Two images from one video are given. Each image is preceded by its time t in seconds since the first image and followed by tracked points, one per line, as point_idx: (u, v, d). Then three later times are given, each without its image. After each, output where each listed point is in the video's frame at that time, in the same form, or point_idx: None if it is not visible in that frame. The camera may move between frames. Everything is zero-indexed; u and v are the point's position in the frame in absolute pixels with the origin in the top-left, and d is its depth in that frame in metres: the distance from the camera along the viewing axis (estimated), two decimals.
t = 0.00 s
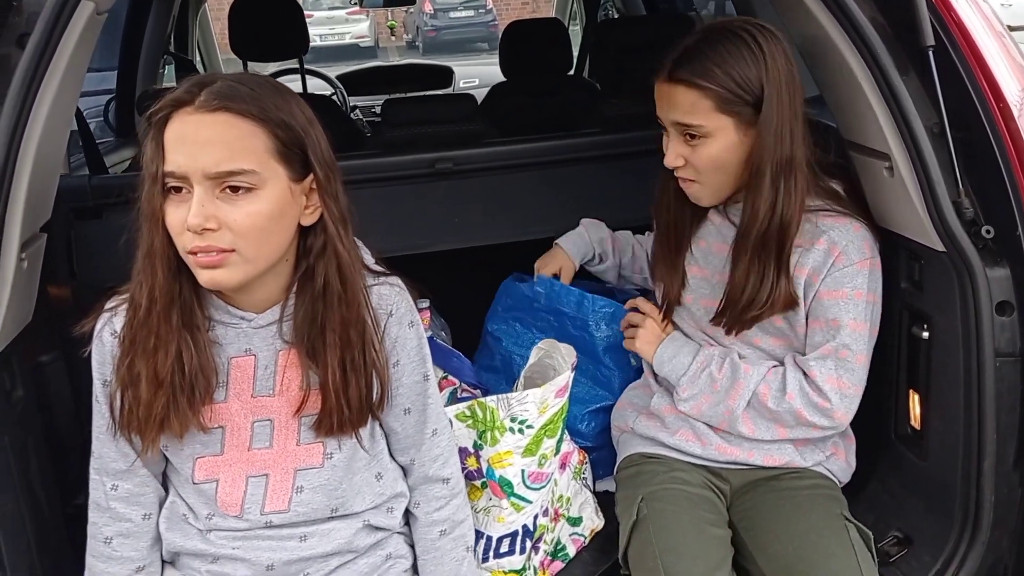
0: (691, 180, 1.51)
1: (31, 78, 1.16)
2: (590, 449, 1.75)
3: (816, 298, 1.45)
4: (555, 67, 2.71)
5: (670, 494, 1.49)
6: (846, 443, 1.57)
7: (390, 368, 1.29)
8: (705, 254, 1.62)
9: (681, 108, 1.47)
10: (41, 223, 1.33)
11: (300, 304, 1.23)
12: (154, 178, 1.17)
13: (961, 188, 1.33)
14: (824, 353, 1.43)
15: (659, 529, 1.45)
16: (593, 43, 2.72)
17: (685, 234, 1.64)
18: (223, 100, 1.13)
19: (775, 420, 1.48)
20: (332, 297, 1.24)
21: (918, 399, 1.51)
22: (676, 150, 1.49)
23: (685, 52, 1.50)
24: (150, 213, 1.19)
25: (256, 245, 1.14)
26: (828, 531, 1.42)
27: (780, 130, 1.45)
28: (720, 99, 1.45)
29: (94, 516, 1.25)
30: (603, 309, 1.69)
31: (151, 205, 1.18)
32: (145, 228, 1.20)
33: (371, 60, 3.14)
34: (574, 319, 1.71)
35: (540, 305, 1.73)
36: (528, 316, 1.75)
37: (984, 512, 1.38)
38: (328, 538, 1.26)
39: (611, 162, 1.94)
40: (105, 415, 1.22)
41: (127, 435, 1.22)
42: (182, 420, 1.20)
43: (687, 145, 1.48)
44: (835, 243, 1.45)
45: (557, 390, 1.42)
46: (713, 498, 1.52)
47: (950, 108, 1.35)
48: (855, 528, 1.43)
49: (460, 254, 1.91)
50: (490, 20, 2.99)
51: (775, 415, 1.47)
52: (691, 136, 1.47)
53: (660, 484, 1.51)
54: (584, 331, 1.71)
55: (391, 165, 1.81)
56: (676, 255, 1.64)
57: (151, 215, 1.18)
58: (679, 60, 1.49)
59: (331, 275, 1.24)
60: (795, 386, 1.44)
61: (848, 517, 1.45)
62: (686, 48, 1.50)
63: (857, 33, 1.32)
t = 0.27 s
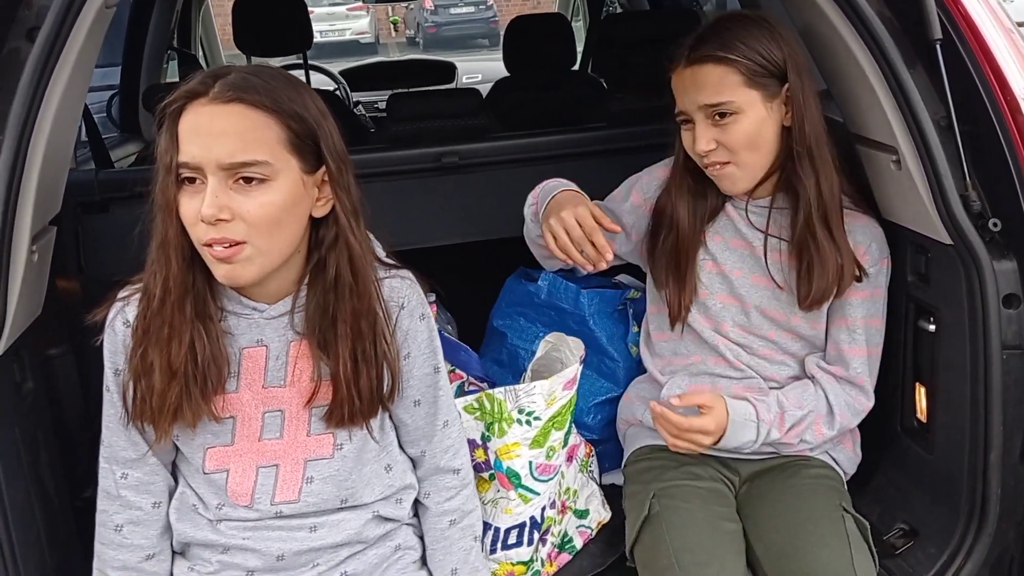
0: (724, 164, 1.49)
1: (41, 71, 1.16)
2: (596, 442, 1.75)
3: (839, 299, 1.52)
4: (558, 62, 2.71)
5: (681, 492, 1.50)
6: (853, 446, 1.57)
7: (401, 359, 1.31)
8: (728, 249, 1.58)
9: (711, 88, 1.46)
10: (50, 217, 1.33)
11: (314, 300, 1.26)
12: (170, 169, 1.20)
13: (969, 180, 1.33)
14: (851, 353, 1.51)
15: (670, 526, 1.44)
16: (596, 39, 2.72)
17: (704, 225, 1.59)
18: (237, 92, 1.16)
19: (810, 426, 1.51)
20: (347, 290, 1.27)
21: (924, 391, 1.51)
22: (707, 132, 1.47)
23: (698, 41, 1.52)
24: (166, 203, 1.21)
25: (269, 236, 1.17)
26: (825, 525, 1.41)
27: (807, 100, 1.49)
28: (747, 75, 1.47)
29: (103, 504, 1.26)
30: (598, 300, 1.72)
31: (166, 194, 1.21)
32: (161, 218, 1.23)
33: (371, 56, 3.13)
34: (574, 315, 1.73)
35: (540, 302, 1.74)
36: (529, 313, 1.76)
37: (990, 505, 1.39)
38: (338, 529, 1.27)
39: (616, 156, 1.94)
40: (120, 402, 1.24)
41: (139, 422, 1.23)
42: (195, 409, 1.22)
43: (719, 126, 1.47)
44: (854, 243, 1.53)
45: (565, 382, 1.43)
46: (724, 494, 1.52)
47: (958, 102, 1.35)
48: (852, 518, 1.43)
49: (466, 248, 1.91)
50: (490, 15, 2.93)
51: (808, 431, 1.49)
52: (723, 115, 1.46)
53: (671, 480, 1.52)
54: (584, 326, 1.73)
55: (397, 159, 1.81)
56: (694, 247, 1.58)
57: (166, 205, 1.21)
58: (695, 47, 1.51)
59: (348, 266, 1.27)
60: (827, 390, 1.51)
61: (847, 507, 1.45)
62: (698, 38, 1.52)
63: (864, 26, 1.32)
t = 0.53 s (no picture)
0: (724, 159, 1.47)
1: (48, 63, 1.17)
2: (598, 433, 1.77)
3: (839, 281, 1.56)
4: (560, 56, 2.71)
5: (687, 485, 1.50)
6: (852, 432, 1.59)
7: (410, 351, 1.33)
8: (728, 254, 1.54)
9: (708, 83, 1.45)
10: (57, 209, 1.34)
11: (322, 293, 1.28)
12: (183, 159, 1.22)
13: (970, 172, 1.34)
14: (853, 335, 1.54)
15: (678, 517, 1.45)
16: (598, 32, 2.73)
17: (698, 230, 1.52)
18: (253, 83, 1.18)
19: (806, 413, 1.51)
20: (354, 281, 1.28)
21: (925, 382, 1.53)
22: (707, 127, 1.45)
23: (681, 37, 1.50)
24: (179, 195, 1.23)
25: (280, 227, 1.18)
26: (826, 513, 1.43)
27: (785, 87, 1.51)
28: (739, 66, 1.46)
29: (107, 483, 1.28)
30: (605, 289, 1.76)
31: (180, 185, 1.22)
32: (175, 207, 1.24)
33: (372, 50, 3.16)
34: (576, 304, 1.76)
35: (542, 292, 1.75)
36: (532, 303, 1.75)
37: (990, 494, 1.40)
38: (343, 517, 1.28)
39: (620, 149, 1.95)
40: (125, 385, 1.26)
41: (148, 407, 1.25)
42: (203, 396, 1.24)
43: (718, 119, 1.45)
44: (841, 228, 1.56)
45: (570, 372, 1.44)
46: (728, 488, 1.52)
47: (959, 94, 1.36)
48: (855, 508, 1.46)
49: (469, 240, 1.92)
50: (489, 10, 2.97)
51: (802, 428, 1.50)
52: (722, 108, 1.45)
53: (676, 474, 1.52)
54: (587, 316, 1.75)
55: (401, 152, 1.82)
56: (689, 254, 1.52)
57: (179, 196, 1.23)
58: (682, 43, 1.49)
59: (353, 259, 1.29)
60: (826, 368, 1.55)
61: (850, 497, 1.47)
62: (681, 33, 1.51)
63: (866, 19, 1.33)
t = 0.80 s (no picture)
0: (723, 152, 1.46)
1: (55, 60, 1.18)
2: (602, 428, 1.77)
3: (838, 285, 1.55)
4: (561, 51, 2.71)
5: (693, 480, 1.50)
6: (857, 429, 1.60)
7: (417, 346, 1.34)
8: (721, 279, 1.53)
9: (717, 72, 1.44)
10: (64, 205, 1.35)
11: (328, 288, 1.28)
12: (191, 156, 1.22)
13: (972, 166, 1.35)
14: (851, 338, 1.54)
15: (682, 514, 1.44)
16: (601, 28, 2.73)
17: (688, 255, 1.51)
18: (260, 81, 1.18)
19: (813, 415, 1.51)
20: (364, 277, 1.29)
21: (928, 375, 1.53)
22: (711, 118, 1.45)
23: (691, 27, 1.49)
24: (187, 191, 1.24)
25: (288, 224, 1.18)
26: (826, 507, 1.44)
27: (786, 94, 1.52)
28: (749, 60, 1.46)
29: (109, 474, 1.29)
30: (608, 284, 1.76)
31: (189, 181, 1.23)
32: (184, 202, 1.25)
33: (371, 47, 3.15)
34: (578, 299, 1.75)
35: (544, 288, 1.75)
36: (534, 297, 1.75)
37: (993, 487, 1.41)
38: (350, 510, 1.29)
39: (624, 145, 1.95)
40: (128, 378, 1.27)
41: (155, 400, 1.26)
42: (212, 390, 1.24)
43: (722, 112, 1.45)
44: (835, 228, 1.55)
45: (577, 368, 1.45)
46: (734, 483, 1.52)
47: (962, 89, 1.37)
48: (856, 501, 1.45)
49: (472, 236, 1.93)
50: (489, 6, 2.90)
51: (812, 432, 1.50)
52: (727, 101, 1.45)
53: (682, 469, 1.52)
54: (591, 311, 1.75)
55: (405, 148, 1.82)
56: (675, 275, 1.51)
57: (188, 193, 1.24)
58: (694, 31, 1.48)
59: (359, 254, 1.29)
60: (830, 368, 1.55)
61: (852, 490, 1.47)
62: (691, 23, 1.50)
63: (869, 14, 1.33)
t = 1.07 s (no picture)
0: (727, 157, 1.44)
1: (60, 56, 1.17)
2: (607, 423, 1.78)
3: (836, 285, 1.53)
4: (565, 46, 2.70)
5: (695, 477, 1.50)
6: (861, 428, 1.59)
7: (422, 340, 1.34)
8: (717, 283, 1.52)
9: (732, 74, 1.43)
10: (69, 201, 1.35)
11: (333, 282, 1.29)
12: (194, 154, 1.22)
13: (977, 161, 1.35)
14: (851, 338, 1.53)
15: (687, 512, 1.44)
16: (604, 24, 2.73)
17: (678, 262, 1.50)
18: (263, 79, 1.18)
19: (811, 406, 1.52)
20: (369, 272, 1.29)
21: (933, 370, 1.53)
22: (719, 121, 1.43)
23: (711, 24, 1.47)
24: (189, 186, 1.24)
25: (293, 221, 1.19)
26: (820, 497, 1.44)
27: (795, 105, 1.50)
28: (764, 67, 1.45)
29: (112, 469, 1.29)
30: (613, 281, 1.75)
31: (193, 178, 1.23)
32: (187, 198, 1.25)
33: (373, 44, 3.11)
34: (583, 295, 1.75)
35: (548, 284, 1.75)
36: (539, 292, 1.75)
37: (998, 481, 1.41)
38: (356, 505, 1.29)
39: (628, 140, 1.95)
40: (133, 372, 1.27)
41: (162, 395, 1.27)
42: (218, 385, 1.25)
43: (731, 116, 1.43)
44: (834, 228, 1.53)
45: (583, 363, 1.45)
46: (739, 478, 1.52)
47: (966, 84, 1.36)
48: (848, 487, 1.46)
49: (476, 231, 1.93)
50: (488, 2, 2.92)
51: (808, 422, 1.51)
52: (738, 106, 1.43)
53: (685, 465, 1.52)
54: (596, 306, 1.75)
55: (409, 144, 1.82)
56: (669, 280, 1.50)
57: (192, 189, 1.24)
58: (714, 30, 1.46)
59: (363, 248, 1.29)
60: (829, 363, 1.55)
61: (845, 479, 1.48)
62: (711, 20, 1.48)
63: (874, 10, 1.33)
